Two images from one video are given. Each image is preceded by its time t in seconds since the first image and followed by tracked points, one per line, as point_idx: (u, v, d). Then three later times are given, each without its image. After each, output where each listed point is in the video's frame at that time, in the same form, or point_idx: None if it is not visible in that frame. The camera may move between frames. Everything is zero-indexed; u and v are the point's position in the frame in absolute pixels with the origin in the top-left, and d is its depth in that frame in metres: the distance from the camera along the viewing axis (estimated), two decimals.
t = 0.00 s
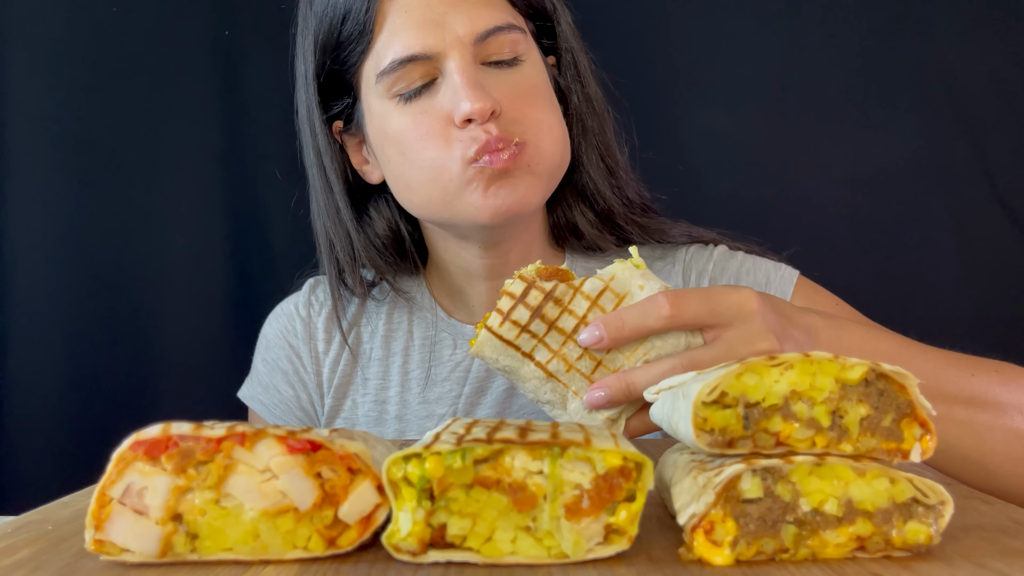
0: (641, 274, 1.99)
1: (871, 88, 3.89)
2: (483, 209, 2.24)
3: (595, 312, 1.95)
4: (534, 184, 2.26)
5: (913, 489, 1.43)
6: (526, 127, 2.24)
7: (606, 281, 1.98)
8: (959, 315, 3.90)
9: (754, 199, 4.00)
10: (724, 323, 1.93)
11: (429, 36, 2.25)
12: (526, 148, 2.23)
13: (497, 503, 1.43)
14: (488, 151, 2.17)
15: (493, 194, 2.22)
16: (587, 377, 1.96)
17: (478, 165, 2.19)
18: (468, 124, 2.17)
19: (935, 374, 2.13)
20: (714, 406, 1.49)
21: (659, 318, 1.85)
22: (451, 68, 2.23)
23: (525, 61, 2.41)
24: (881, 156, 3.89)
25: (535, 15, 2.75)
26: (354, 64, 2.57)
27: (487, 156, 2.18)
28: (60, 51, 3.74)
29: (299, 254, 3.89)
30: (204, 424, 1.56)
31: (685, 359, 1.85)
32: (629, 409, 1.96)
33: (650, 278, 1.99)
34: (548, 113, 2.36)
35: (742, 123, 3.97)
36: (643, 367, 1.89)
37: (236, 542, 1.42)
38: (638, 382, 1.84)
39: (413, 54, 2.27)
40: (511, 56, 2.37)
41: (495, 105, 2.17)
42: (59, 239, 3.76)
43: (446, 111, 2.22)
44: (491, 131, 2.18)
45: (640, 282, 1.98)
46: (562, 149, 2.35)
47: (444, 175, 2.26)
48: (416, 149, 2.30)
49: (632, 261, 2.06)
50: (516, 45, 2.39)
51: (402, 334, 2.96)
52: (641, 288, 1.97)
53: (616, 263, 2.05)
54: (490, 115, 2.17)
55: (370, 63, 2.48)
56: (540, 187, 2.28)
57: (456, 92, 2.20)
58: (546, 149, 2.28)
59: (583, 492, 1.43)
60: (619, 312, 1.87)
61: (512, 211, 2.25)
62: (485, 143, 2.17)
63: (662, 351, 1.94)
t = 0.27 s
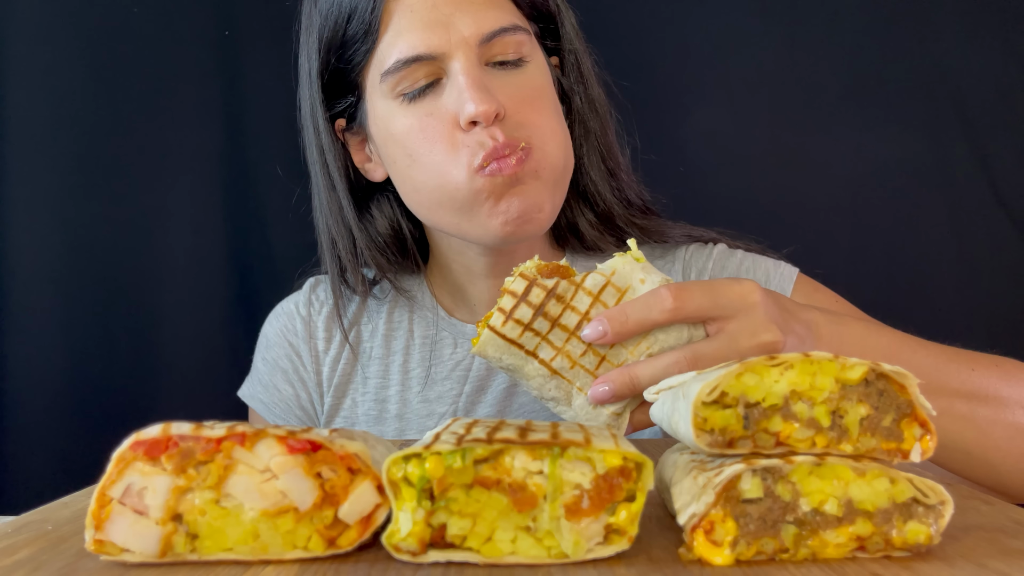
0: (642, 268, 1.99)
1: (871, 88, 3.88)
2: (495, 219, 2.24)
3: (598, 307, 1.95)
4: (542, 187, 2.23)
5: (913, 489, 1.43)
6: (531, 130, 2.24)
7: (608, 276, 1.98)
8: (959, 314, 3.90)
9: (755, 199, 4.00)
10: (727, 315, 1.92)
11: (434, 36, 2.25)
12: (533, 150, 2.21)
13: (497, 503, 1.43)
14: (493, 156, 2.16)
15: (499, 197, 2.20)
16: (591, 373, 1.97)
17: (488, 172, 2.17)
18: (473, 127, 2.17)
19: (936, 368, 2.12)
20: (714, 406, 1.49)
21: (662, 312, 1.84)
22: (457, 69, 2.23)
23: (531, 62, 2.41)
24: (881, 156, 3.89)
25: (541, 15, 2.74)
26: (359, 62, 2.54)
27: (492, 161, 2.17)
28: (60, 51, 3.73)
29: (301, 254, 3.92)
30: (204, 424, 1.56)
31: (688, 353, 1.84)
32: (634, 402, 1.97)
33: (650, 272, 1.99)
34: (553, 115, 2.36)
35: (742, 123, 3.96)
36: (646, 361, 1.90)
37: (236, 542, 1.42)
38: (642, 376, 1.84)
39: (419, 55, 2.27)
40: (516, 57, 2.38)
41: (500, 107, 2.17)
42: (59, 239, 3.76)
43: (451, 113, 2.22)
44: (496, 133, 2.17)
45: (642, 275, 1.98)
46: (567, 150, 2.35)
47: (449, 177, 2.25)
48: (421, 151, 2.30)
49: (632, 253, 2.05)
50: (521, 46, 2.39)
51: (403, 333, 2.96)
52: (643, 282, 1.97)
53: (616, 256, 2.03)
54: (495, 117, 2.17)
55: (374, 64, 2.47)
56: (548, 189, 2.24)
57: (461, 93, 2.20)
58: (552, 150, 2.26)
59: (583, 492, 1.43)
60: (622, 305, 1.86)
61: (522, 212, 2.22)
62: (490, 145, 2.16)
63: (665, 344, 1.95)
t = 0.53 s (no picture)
0: (643, 265, 1.99)
1: (870, 88, 3.89)
2: (484, 223, 2.30)
3: (601, 306, 1.95)
4: (536, 194, 2.29)
5: (913, 489, 1.43)
6: (534, 131, 2.26)
7: (611, 274, 1.97)
8: (959, 313, 3.90)
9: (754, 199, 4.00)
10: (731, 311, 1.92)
11: (441, 34, 2.25)
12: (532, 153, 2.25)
13: (497, 503, 1.43)
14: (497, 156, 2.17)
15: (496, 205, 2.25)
16: (598, 372, 1.97)
17: (483, 177, 2.21)
18: (478, 126, 2.17)
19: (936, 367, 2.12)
20: (714, 406, 1.49)
21: (666, 307, 1.84)
22: (463, 68, 2.23)
23: (536, 62, 2.42)
24: (881, 156, 3.89)
25: (546, 15, 2.76)
26: (364, 60, 2.54)
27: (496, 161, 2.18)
28: (59, 51, 3.73)
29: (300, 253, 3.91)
30: (203, 424, 1.56)
31: (693, 348, 1.85)
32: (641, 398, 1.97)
33: (652, 268, 1.99)
34: (556, 115, 2.37)
35: (742, 123, 3.96)
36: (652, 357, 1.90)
37: (236, 543, 1.42)
38: (649, 373, 1.84)
39: (425, 52, 2.27)
40: (522, 57, 2.38)
41: (506, 107, 2.18)
42: (58, 239, 3.76)
43: (456, 111, 2.22)
44: (501, 132, 2.18)
45: (643, 272, 1.98)
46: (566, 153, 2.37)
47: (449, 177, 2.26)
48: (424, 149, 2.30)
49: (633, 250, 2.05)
50: (528, 45, 2.40)
51: (403, 332, 2.96)
52: (645, 279, 1.97)
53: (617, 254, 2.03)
54: (500, 117, 2.17)
55: (381, 61, 2.47)
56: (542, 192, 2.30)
57: (467, 92, 2.20)
58: (550, 155, 2.30)
59: (583, 492, 1.43)
60: (626, 303, 1.86)
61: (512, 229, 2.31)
62: (493, 146, 2.17)
63: (671, 340, 1.94)
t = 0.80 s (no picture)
0: (625, 287, 1.91)
1: (870, 89, 3.89)
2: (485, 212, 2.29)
3: (580, 329, 1.93)
4: (536, 190, 2.28)
5: (913, 489, 1.44)
6: (535, 126, 2.26)
7: (591, 302, 1.87)
8: (962, 312, 3.88)
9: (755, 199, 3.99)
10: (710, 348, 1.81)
11: (443, 28, 2.26)
12: (531, 147, 2.24)
13: (497, 503, 1.43)
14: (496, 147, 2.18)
15: (495, 198, 2.25)
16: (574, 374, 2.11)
17: (481, 160, 2.21)
18: (476, 118, 2.18)
19: (950, 364, 2.05)
20: (714, 406, 1.49)
21: (642, 345, 1.74)
22: (463, 60, 2.24)
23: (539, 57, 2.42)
24: (880, 157, 3.89)
25: (554, 15, 2.78)
26: (369, 54, 2.56)
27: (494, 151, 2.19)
28: (60, 52, 3.74)
29: (300, 253, 3.90)
30: (203, 425, 1.56)
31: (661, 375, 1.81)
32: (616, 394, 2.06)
33: (634, 289, 1.92)
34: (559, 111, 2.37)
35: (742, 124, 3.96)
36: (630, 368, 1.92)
37: (236, 542, 1.42)
38: (617, 385, 1.89)
39: (426, 45, 2.28)
40: (525, 52, 2.38)
41: (505, 100, 2.18)
42: (59, 240, 3.76)
43: (456, 104, 2.22)
44: (500, 125, 2.18)
45: (625, 295, 1.91)
46: (568, 150, 2.36)
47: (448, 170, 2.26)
48: (424, 141, 2.30)
49: (615, 267, 1.93)
50: (531, 41, 2.40)
51: (404, 330, 2.96)
52: (627, 302, 1.91)
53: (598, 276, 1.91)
54: (499, 109, 2.17)
55: (384, 53, 2.48)
56: (542, 187, 2.29)
57: (467, 85, 2.20)
58: (551, 152, 2.29)
59: (583, 492, 1.44)
60: (602, 331, 1.78)
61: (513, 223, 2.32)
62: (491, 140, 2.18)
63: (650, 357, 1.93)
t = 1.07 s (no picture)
0: (576, 297, 1.82)
1: (869, 89, 3.89)
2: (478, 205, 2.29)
3: (526, 327, 1.86)
4: (531, 191, 2.29)
5: (912, 489, 1.44)
6: (534, 126, 2.26)
7: (538, 309, 1.78)
8: (966, 312, 3.85)
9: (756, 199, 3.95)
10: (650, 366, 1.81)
11: (452, 20, 2.28)
12: (529, 148, 2.25)
13: (497, 503, 1.43)
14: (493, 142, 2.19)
15: (490, 194, 2.27)
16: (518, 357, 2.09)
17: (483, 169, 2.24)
18: (476, 113, 2.18)
19: (963, 365, 1.99)
20: (714, 406, 1.49)
21: (581, 357, 1.73)
22: (469, 55, 2.26)
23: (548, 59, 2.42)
24: (881, 156, 3.89)
25: (574, 20, 2.77)
26: (383, 33, 2.60)
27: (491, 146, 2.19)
28: (60, 52, 3.75)
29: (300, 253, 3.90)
30: (203, 424, 1.56)
31: (594, 389, 1.86)
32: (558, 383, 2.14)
33: (585, 299, 1.84)
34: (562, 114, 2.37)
35: (742, 124, 3.93)
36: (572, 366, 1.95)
37: (236, 543, 1.42)
38: (556, 380, 1.94)
39: (434, 35, 2.30)
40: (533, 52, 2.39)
41: (506, 97, 2.18)
42: (59, 240, 3.77)
43: (457, 97, 2.23)
44: (498, 122, 2.19)
45: (574, 304, 1.84)
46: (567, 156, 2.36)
47: (444, 160, 2.27)
48: (422, 130, 2.31)
49: (568, 272, 1.82)
50: (540, 42, 2.41)
51: (402, 332, 2.96)
52: (574, 311, 1.85)
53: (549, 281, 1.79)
54: (499, 107, 2.18)
55: (396, 37, 2.51)
56: (538, 190, 2.30)
57: (469, 80, 2.21)
58: (550, 156, 2.30)
59: (583, 492, 1.44)
60: (545, 335, 1.74)
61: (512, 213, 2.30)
62: (489, 136, 2.19)
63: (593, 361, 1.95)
